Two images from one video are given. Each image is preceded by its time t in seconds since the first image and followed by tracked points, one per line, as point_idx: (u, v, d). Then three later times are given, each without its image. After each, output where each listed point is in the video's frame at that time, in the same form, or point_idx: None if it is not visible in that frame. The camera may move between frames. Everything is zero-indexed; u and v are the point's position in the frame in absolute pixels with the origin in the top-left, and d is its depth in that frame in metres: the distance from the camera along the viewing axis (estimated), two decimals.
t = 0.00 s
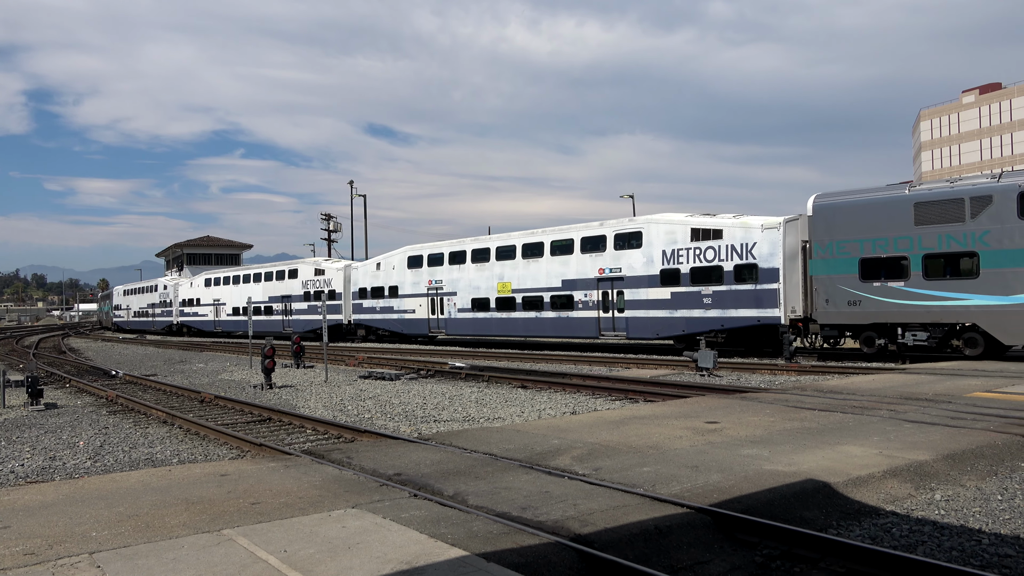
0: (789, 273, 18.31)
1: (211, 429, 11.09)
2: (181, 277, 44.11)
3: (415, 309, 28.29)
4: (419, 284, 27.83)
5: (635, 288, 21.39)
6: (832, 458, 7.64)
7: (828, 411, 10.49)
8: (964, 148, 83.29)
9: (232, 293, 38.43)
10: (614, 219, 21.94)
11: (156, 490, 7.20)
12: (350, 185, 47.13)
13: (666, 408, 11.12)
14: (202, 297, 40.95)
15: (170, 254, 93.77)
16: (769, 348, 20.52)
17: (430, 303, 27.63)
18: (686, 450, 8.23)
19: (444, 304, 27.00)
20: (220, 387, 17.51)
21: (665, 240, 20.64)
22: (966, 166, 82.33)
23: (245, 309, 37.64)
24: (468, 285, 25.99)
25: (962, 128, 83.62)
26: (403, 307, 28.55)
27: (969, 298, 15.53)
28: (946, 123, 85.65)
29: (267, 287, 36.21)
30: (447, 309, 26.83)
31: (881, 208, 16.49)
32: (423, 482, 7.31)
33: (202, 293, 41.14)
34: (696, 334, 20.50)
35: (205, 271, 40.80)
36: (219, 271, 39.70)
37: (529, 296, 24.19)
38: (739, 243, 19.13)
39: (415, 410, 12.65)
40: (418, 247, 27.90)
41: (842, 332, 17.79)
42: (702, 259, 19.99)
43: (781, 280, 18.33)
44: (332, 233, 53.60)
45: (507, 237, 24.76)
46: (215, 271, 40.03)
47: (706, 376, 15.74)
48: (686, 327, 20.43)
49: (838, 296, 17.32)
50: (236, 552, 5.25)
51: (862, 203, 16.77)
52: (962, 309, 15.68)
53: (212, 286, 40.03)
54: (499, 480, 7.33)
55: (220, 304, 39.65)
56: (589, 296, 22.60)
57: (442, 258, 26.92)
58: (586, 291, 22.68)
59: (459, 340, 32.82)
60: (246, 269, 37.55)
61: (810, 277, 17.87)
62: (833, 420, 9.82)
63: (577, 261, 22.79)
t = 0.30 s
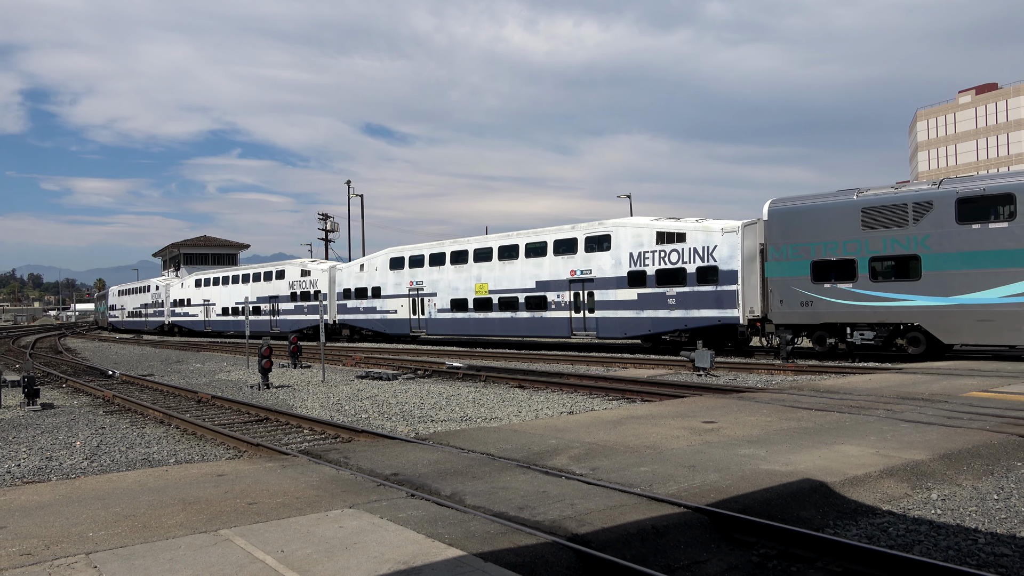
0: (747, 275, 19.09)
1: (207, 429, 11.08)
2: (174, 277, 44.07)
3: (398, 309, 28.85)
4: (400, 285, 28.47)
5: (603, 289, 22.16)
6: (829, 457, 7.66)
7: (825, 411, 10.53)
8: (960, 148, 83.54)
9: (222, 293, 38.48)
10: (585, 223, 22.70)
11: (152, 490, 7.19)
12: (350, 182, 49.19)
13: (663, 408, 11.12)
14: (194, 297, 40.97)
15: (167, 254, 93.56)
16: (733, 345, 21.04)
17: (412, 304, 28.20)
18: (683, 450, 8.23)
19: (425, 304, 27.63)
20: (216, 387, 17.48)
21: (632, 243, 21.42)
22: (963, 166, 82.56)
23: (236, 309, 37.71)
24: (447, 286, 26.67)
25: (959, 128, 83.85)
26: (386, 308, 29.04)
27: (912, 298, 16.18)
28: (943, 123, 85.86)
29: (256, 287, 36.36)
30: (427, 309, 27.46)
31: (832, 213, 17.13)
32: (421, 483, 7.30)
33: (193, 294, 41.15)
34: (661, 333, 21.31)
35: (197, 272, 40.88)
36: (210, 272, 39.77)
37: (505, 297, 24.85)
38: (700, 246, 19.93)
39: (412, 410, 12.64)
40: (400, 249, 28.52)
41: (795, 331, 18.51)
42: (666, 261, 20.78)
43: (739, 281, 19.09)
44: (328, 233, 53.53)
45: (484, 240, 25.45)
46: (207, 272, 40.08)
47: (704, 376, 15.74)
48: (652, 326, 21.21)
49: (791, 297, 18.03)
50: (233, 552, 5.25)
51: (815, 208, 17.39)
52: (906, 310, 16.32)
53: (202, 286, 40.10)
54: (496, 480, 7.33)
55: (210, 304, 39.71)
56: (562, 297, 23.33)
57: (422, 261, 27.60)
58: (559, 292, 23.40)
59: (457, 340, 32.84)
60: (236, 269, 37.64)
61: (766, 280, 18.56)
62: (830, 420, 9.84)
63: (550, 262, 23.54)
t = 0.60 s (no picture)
0: (710, 277, 19.76)
1: (204, 429, 11.06)
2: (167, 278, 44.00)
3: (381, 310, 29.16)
4: (382, 286, 28.91)
5: (574, 290, 22.84)
6: (826, 456, 7.67)
7: (822, 410, 10.55)
8: (957, 148, 83.76)
9: (212, 293, 38.46)
10: (558, 226, 23.35)
11: (148, 490, 7.18)
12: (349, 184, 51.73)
13: (660, 408, 11.12)
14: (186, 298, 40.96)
15: (165, 254, 93.36)
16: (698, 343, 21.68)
17: (394, 304, 28.56)
18: (681, 450, 8.22)
19: (406, 305, 28.05)
20: (213, 387, 17.46)
21: (602, 245, 22.17)
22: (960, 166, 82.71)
23: (228, 309, 37.69)
24: (427, 287, 27.15)
25: (956, 128, 84.01)
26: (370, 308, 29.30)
27: (859, 300, 16.83)
28: (940, 124, 86.02)
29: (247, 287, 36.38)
30: (409, 309, 27.86)
31: (786, 218, 17.78)
32: (418, 483, 7.29)
33: (186, 295, 41.11)
34: (630, 333, 21.97)
35: (189, 273, 40.87)
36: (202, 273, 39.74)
37: (483, 297, 25.36)
38: (666, 248, 20.60)
39: (410, 410, 12.63)
40: (383, 251, 28.95)
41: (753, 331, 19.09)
42: (634, 263, 21.48)
43: (701, 283, 19.80)
44: (326, 233, 53.43)
45: (463, 242, 25.99)
46: (199, 272, 40.05)
47: (701, 376, 15.74)
48: (621, 326, 21.85)
49: (749, 298, 18.59)
50: (230, 552, 5.24)
51: (771, 213, 18.03)
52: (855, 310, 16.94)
53: (194, 287, 40.08)
54: (494, 480, 7.32)
55: (202, 305, 39.68)
56: (536, 297, 23.94)
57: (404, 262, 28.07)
58: (534, 293, 24.02)
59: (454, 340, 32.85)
60: (226, 270, 37.60)
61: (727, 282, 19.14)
62: (828, 419, 9.85)
63: (525, 264, 24.14)
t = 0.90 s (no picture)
0: (675, 278, 20.15)
1: (202, 429, 11.06)
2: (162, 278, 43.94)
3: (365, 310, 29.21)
4: (365, 287, 29.06)
5: (548, 291, 23.03)
6: (824, 456, 7.68)
7: (819, 410, 10.56)
8: (954, 148, 83.91)
9: (204, 293, 38.39)
10: (534, 228, 23.52)
11: (146, 490, 7.18)
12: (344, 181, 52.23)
13: (658, 408, 11.12)
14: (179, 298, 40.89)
15: (163, 254, 93.26)
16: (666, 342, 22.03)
17: (377, 305, 28.67)
18: (679, 450, 8.23)
19: (388, 305, 28.22)
20: (210, 387, 17.45)
21: (573, 248, 22.39)
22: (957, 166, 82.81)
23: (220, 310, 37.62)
24: (409, 288, 27.27)
25: (953, 129, 84.11)
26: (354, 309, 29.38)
27: (812, 300, 17.28)
28: (937, 124, 86.12)
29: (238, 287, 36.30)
30: (391, 309, 27.97)
31: (744, 222, 18.13)
32: (417, 483, 7.29)
33: (179, 295, 41.02)
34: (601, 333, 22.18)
35: (182, 273, 40.81)
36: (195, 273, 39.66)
37: (462, 297, 25.49)
38: (633, 251, 20.91)
39: (408, 410, 12.64)
40: (367, 252, 29.12)
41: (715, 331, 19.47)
42: (604, 265, 21.73)
43: (667, 284, 20.15)
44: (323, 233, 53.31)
45: (443, 244, 26.09)
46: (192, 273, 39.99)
47: (699, 376, 15.74)
48: (591, 326, 22.05)
49: (710, 299, 18.93)
50: (228, 552, 5.24)
51: (729, 217, 18.38)
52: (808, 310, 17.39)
53: (187, 287, 39.99)
54: (491, 479, 7.33)
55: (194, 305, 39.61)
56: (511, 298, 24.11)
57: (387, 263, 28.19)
58: (509, 294, 24.19)
59: (452, 340, 32.87)
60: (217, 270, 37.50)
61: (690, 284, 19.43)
62: (825, 419, 9.86)
63: (502, 265, 24.30)
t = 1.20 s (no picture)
0: (642, 280, 20.31)
1: (201, 429, 11.05)
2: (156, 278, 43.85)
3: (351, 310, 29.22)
4: (348, 288, 29.09)
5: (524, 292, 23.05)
6: (823, 456, 7.68)
7: (818, 410, 10.56)
8: (953, 148, 83.97)
9: (196, 294, 38.28)
10: (509, 230, 23.52)
11: (144, 491, 7.17)
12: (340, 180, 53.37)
13: (657, 408, 11.11)
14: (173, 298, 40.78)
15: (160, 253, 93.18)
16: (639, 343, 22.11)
17: (360, 305, 28.70)
18: (677, 450, 8.22)
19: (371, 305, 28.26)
20: (208, 388, 17.43)
21: (546, 250, 22.47)
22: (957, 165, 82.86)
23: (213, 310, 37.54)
24: (392, 289, 27.27)
25: (951, 128, 84.17)
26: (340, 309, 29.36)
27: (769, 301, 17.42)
28: (935, 123, 86.19)
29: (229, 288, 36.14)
30: (375, 310, 27.98)
31: (706, 226, 18.26)
32: (416, 483, 7.29)
33: (172, 296, 40.90)
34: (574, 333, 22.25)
35: (176, 274, 40.72)
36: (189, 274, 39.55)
37: (442, 298, 25.48)
38: (603, 254, 21.03)
39: (406, 410, 12.63)
40: (353, 254, 29.17)
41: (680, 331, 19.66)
42: (576, 267, 21.83)
43: (634, 285, 20.31)
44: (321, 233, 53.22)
45: (425, 246, 26.08)
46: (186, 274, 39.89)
47: (697, 376, 15.73)
48: (564, 326, 22.13)
49: (674, 300, 19.08)
50: (227, 552, 5.24)
51: (693, 221, 18.53)
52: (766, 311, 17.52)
53: (180, 288, 39.89)
54: (490, 480, 7.32)
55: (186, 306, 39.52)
56: (487, 299, 24.16)
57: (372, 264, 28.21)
58: (486, 295, 24.22)
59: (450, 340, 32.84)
60: (209, 271, 37.39)
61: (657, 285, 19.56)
62: (824, 419, 9.86)
63: (480, 267, 24.31)
